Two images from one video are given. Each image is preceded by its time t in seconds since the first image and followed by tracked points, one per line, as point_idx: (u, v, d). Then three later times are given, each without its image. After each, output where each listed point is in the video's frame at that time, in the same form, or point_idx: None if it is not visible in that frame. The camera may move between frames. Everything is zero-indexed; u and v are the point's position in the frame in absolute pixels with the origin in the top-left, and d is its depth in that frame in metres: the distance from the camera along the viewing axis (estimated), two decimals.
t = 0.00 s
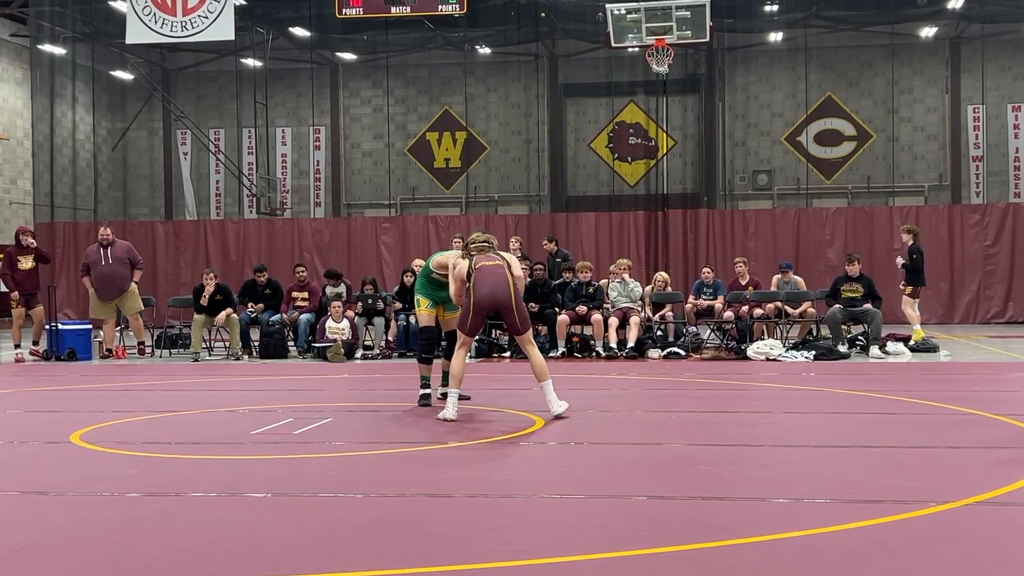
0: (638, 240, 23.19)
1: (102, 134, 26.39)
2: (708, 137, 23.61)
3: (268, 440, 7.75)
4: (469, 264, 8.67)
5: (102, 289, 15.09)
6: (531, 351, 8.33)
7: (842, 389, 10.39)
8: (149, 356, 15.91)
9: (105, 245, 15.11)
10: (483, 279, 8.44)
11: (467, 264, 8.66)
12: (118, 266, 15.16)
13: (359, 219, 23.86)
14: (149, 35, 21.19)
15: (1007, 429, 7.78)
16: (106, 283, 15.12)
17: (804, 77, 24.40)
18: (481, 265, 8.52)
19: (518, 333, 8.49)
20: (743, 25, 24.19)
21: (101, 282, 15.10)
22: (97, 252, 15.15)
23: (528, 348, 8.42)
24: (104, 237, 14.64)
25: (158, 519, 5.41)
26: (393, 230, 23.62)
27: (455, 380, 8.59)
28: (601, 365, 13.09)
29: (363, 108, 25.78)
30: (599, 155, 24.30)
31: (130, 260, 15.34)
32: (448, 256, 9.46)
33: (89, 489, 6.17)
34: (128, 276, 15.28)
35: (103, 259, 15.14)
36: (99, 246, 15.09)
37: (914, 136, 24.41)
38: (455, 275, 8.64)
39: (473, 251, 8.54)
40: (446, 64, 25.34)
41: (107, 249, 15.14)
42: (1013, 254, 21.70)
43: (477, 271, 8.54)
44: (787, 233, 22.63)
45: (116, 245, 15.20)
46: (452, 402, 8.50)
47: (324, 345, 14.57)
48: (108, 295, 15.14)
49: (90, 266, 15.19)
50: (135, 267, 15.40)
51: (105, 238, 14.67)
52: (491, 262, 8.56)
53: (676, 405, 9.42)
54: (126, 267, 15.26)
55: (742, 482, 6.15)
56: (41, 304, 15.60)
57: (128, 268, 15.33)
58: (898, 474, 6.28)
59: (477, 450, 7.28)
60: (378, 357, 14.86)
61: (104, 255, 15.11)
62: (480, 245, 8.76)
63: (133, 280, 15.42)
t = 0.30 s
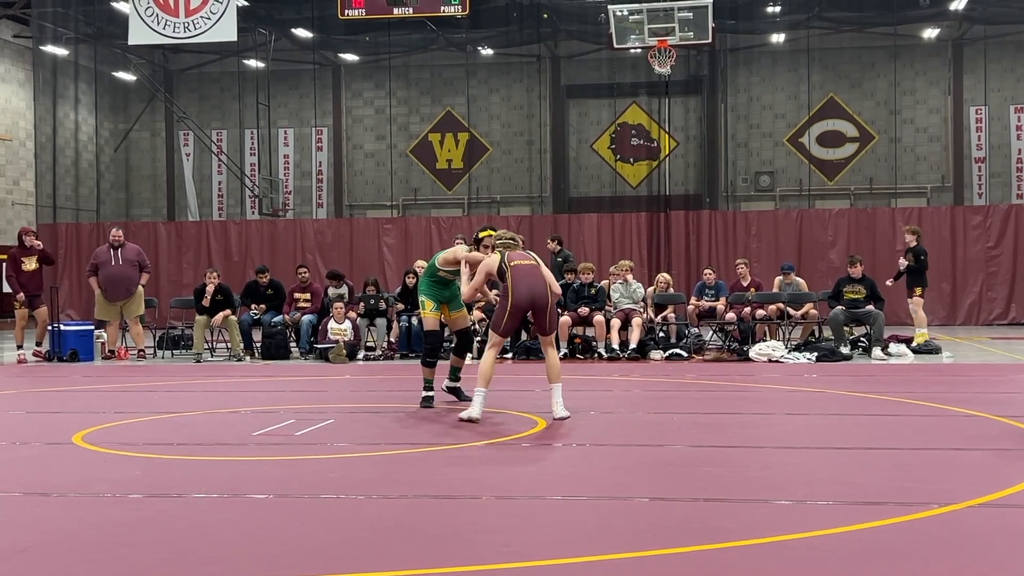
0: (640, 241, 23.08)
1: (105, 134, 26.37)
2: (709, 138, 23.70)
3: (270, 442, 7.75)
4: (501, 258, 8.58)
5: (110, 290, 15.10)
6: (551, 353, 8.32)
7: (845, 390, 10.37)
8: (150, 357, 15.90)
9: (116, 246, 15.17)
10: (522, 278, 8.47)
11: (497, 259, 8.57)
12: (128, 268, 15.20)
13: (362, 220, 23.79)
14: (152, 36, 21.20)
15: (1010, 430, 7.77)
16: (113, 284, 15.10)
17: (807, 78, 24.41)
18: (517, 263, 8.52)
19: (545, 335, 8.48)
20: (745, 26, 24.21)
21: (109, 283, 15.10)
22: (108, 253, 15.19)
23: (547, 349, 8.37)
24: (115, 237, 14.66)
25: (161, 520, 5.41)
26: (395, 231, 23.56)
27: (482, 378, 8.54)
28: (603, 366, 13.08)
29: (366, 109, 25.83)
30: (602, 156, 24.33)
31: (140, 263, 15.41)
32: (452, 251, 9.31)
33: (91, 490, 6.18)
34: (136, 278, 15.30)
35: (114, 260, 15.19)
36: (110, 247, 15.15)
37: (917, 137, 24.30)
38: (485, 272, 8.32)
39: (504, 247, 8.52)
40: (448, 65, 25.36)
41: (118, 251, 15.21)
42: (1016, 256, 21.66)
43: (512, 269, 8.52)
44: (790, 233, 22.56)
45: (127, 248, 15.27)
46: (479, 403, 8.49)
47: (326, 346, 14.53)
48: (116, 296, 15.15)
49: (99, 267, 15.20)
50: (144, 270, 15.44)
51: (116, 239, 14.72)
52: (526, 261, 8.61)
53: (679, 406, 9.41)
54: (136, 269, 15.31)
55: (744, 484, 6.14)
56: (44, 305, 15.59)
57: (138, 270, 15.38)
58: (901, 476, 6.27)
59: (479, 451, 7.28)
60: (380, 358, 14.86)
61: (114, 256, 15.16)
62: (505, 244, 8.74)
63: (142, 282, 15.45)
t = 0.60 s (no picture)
0: (642, 241, 22.95)
1: (107, 134, 26.45)
2: (711, 138, 23.74)
3: (273, 441, 7.75)
4: (504, 251, 8.53)
5: (122, 288, 15.13)
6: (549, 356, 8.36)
7: (846, 389, 10.37)
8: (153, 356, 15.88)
9: (129, 245, 15.16)
10: (521, 280, 8.41)
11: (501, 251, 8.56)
12: (141, 266, 15.21)
13: (364, 219, 23.70)
14: (154, 35, 21.18)
15: (1012, 430, 7.76)
16: (127, 282, 15.14)
17: (809, 78, 24.46)
18: (519, 262, 8.45)
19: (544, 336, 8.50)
20: (748, 25, 24.18)
21: (121, 282, 15.13)
22: (120, 251, 15.16)
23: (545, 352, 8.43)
24: (130, 236, 14.67)
25: (163, 519, 5.42)
26: (398, 231, 23.49)
27: (477, 377, 8.53)
28: (605, 366, 13.08)
29: (368, 108, 25.92)
30: (604, 156, 24.25)
31: (152, 262, 15.37)
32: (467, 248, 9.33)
33: (93, 489, 6.18)
34: (148, 276, 15.31)
35: (126, 258, 15.17)
36: (124, 245, 15.15)
37: (919, 137, 24.39)
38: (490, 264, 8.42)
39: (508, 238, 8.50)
40: (450, 64, 25.38)
41: (130, 249, 15.20)
42: (1018, 255, 21.66)
43: (513, 268, 8.48)
44: (792, 232, 22.50)
45: (141, 246, 15.28)
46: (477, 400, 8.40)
47: (329, 345, 14.53)
48: (128, 293, 15.18)
49: (111, 265, 15.19)
50: (157, 269, 15.44)
51: (130, 237, 14.73)
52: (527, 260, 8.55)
53: (681, 406, 9.41)
54: (148, 268, 15.30)
55: (746, 483, 6.14)
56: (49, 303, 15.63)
57: (150, 269, 15.38)
58: (904, 476, 6.26)
59: (482, 450, 7.28)
60: (383, 357, 14.85)
61: (126, 254, 15.16)
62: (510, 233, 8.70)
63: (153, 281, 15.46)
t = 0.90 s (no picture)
0: (642, 241, 22.78)
1: (107, 132, 26.60)
2: (710, 136, 23.76)
3: (272, 439, 7.76)
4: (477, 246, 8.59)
5: (124, 285, 15.12)
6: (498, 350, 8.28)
7: (846, 388, 10.37)
8: (153, 355, 15.87)
9: (134, 242, 15.19)
10: (463, 276, 8.36)
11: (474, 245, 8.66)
12: (144, 263, 15.19)
13: (364, 218, 23.60)
14: (154, 34, 21.20)
15: (1012, 429, 7.76)
16: (129, 280, 15.13)
17: (810, 76, 24.48)
18: (468, 259, 8.39)
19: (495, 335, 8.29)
20: (748, 24, 24.13)
21: (124, 279, 15.11)
22: (124, 248, 15.21)
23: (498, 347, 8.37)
24: (134, 233, 14.68)
25: (163, 517, 5.41)
26: (398, 230, 23.44)
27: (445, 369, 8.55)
28: (605, 364, 13.08)
29: (368, 106, 26.01)
30: (604, 154, 24.67)
31: (155, 260, 15.37)
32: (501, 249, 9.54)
33: (92, 487, 6.18)
34: (151, 274, 15.29)
35: (130, 255, 15.20)
36: (127, 243, 15.18)
37: (919, 135, 24.42)
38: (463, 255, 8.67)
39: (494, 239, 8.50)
40: (450, 63, 25.39)
41: (135, 247, 15.22)
42: (1018, 254, 21.62)
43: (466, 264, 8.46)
44: (793, 231, 22.37)
45: (144, 244, 15.31)
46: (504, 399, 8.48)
47: (329, 344, 14.55)
48: (130, 291, 15.17)
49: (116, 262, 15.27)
50: (159, 267, 15.41)
51: (135, 234, 14.75)
52: (482, 258, 8.41)
53: (681, 404, 9.41)
54: (152, 266, 15.28)
55: (745, 482, 6.14)
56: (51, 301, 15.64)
57: (154, 267, 15.37)
58: (903, 474, 6.27)
59: (481, 449, 7.28)
60: (383, 356, 14.83)
61: (131, 251, 15.17)
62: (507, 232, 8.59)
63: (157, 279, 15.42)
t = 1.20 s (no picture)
0: (643, 239, 22.63)
1: (107, 130, 26.59)
2: (710, 134, 23.91)
3: (272, 437, 7.76)
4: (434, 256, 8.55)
5: (120, 282, 15.10)
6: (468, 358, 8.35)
7: (846, 386, 10.37)
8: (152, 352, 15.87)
9: (130, 240, 15.19)
10: (416, 282, 8.29)
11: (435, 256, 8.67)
12: (141, 261, 15.19)
13: (364, 216, 23.62)
14: (154, 31, 21.18)
15: (1011, 427, 7.77)
16: (126, 277, 15.11)
17: (809, 74, 24.49)
18: (421, 266, 8.31)
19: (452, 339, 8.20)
20: (748, 22, 24.17)
21: (120, 276, 15.09)
22: (121, 246, 15.20)
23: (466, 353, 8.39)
24: (130, 231, 14.69)
25: (162, 515, 5.42)
26: (398, 228, 23.44)
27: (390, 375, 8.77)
28: (604, 363, 13.09)
29: (368, 104, 26.08)
30: (604, 152, 24.86)
31: (152, 258, 15.37)
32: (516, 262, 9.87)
33: (92, 485, 6.19)
34: (148, 272, 15.28)
35: (127, 253, 15.18)
36: (125, 240, 15.15)
37: (919, 133, 24.36)
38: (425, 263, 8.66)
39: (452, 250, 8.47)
40: (450, 61, 25.33)
41: (131, 245, 15.21)
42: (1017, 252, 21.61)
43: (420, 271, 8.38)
44: (793, 230, 22.30)
45: (141, 242, 15.31)
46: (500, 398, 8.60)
47: (329, 342, 14.61)
48: (126, 289, 15.15)
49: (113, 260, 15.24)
50: (156, 265, 15.44)
51: (132, 232, 14.74)
52: (435, 267, 8.32)
53: (680, 403, 9.42)
54: (148, 264, 15.29)
55: (744, 480, 6.15)
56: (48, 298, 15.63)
57: (150, 265, 15.37)
58: (902, 472, 6.27)
59: (480, 447, 7.29)
60: (382, 354, 14.83)
61: (128, 249, 15.17)
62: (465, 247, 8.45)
63: (153, 278, 15.42)
